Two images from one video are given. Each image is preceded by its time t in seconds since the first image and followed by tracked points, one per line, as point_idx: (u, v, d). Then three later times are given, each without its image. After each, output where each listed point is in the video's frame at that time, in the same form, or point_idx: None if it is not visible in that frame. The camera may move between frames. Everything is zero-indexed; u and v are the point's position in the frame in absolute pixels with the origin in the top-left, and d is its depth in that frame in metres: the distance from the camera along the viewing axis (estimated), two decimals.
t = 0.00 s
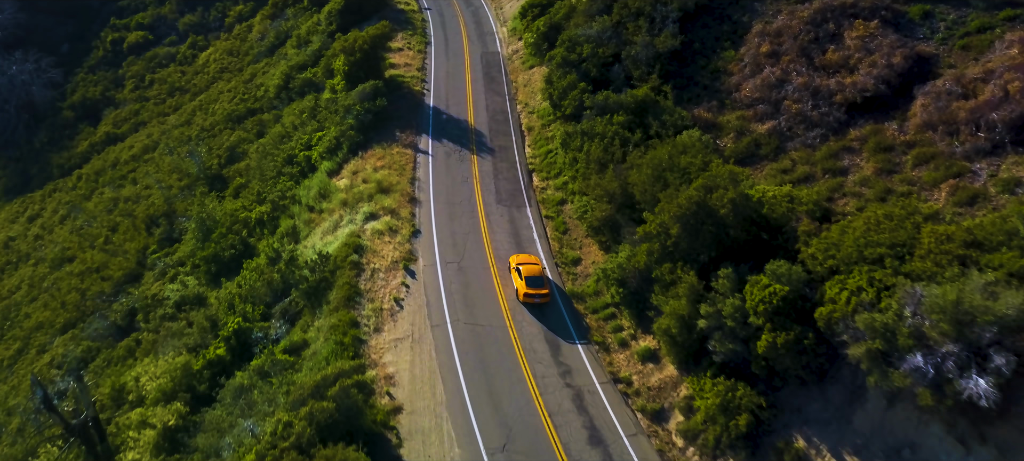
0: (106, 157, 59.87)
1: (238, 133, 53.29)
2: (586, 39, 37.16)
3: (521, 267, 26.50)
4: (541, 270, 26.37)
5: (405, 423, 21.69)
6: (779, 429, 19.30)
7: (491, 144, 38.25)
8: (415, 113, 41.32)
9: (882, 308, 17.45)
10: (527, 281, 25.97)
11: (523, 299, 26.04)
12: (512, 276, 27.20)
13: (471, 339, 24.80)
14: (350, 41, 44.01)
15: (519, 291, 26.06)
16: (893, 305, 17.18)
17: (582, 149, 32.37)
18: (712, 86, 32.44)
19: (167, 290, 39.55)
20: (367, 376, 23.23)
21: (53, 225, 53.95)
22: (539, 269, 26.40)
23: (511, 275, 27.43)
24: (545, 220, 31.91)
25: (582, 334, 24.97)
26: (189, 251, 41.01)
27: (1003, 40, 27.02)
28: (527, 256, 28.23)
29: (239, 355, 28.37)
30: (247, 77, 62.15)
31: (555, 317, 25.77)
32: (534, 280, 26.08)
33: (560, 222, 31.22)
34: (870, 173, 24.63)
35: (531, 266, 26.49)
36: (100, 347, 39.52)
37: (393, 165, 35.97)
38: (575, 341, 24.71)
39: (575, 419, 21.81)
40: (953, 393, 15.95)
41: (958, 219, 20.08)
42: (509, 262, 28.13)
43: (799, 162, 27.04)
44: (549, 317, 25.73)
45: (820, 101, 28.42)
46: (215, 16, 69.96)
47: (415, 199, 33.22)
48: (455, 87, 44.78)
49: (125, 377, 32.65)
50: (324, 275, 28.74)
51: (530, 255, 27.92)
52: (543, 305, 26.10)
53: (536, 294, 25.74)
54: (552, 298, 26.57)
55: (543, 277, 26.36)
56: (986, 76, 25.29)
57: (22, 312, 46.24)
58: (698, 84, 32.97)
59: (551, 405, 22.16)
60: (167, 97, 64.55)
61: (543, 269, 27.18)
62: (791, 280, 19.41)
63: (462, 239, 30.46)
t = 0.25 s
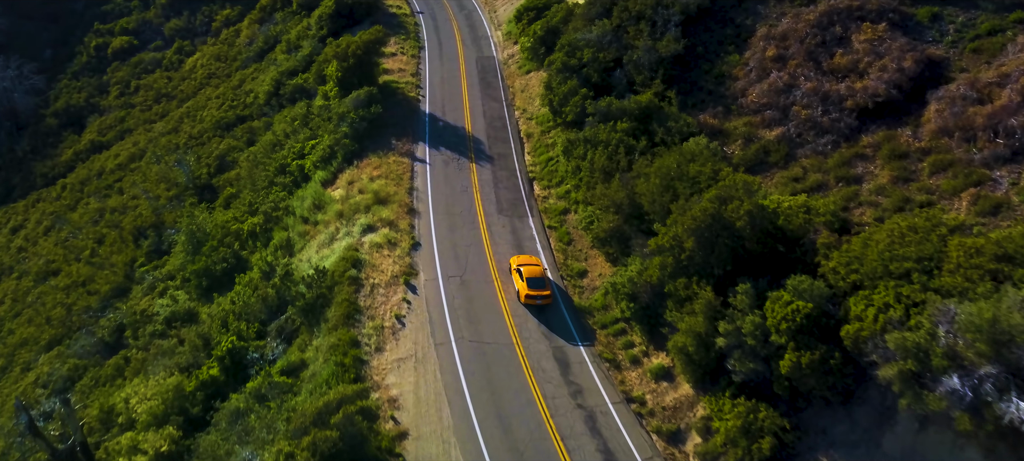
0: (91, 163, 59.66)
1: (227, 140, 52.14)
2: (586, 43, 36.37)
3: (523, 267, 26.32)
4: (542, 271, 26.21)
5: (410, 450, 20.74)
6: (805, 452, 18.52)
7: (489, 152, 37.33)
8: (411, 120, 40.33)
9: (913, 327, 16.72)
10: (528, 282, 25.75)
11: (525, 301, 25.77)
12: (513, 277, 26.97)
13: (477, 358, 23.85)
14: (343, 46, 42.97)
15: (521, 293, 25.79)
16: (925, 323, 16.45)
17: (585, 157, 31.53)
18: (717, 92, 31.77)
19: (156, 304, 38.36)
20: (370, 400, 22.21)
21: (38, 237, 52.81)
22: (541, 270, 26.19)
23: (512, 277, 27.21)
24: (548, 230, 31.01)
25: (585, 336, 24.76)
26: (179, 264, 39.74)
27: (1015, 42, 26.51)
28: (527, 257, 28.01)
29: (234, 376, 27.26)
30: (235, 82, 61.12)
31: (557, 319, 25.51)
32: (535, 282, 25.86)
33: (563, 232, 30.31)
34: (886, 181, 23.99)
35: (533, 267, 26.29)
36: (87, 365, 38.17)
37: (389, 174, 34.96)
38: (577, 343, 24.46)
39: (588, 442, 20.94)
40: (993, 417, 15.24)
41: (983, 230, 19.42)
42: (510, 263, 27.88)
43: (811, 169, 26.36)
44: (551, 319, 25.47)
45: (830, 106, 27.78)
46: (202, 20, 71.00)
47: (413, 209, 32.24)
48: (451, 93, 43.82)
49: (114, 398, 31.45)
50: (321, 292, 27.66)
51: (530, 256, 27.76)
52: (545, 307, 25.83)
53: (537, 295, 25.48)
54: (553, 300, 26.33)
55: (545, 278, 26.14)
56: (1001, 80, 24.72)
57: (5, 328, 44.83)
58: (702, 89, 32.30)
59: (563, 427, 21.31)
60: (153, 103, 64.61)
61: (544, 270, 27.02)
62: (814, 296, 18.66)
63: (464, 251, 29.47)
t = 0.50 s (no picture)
0: (76, 171, 58.85)
1: (216, 149, 50.85)
2: (586, 48, 35.56)
3: (524, 268, 26.12)
4: (543, 272, 26.02)
5: None
6: None
7: (489, 160, 36.39)
8: (407, 127, 39.32)
9: (948, 347, 15.95)
10: (530, 284, 25.51)
11: (526, 302, 25.52)
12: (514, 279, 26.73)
13: (484, 378, 22.88)
14: (336, 52, 41.92)
15: (522, 294, 25.55)
16: (961, 344, 15.68)
17: (589, 166, 30.66)
18: (723, 97, 31.07)
19: (146, 320, 37.11)
20: (374, 425, 21.27)
21: (23, 250, 51.62)
22: (542, 271, 25.96)
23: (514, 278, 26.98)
24: (552, 242, 30.07)
25: (588, 338, 24.57)
26: (169, 278, 38.45)
27: None
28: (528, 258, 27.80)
29: (229, 399, 26.14)
30: (224, 89, 59.88)
31: (559, 321, 25.26)
32: (537, 283, 25.62)
33: (568, 244, 29.40)
34: (904, 190, 23.32)
35: (534, 268, 26.07)
36: (74, 384, 36.80)
37: (386, 184, 33.93)
38: (580, 346, 24.23)
39: None
40: None
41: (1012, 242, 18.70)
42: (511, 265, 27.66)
43: (825, 177, 25.66)
44: (553, 321, 25.21)
45: (841, 112, 27.10)
46: (188, 25, 70.57)
47: (413, 220, 31.25)
48: (448, 99, 42.81)
49: (103, 420, 30.23)
50: (319, 309, 26.58)
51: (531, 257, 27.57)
52: (547, 308, 25.57)
53: (539, 297, 25.23)
54: (555, 301, 26.08)
55: (547, 279, 25.91)
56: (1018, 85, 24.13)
57: None
58: (707, 95, 31.61)
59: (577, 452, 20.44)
60: (138, 110, 63.83)
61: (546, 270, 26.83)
62: (840, 313, 17.89)
63: (466, 264, 28.49)
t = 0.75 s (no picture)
0: (60, 180, 57.44)
1: (205, 158, 49.55)
2: (587, 52, 34.76)
3: (526, 270, 25.88)
4: (545, 273, 25.80)
5: None
6: None
7: (489, 169, 35.47)
8: (404, 135, 38.30)
9: (988, 369, 15.20)
10: (532, 285, 25.23)
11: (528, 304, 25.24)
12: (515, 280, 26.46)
13: (493, 400, 21.93)
14: (329, 58, 40.83)
15: (524, 296, 25.26)
16: (1003, 367, 14.96)
17: (594, 175, 29.80)
18: (730, 103, 30.37)
19: (135, 337, 35.81)
20: (380, 454, 20.26)
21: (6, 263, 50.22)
22: (544, 273, 25.70)
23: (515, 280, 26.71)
24: (557, 253, 29.11)
25: (591, 340, 24.34)
26: (159, 294, 37.12)
27: None
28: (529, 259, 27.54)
29: (225, 423, 25.00)
30: (212, 95, 58.56)
31: (561, 323, 25.01)
32: (539, 284, 25.35)
33: (574, 255, 28.49)
34: (924, 200, 22.67)
35: (536, 270, 25.81)
36: (61, 405, 35.39)
37: (384, 194, 32.91)
38: (583, 348, 23.99)
39: None
40: None
41: None
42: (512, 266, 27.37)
43: (839, 186, 24.96)
44: (555, 323, 24.96)
45: (854, 118, 26.44)
46: (174, 29, 69.40)
47: (413, 232, 30.27)
48: (444, 106, 41.81)
49: (93, 445, 28.97)
50: (319, 328, 25.49)
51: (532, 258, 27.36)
52: (549, 310, 25.29)
53: (541, 298, 24.94)
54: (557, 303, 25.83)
55: (548, 281, 25.64)
56: None
57: None
58: (714, 100, 30.91)
59: None
60: (124, 117, 62.40)
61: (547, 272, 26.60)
62: (870, 333, 17.15)
63: (469, 278, 27.47)
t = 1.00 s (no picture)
0: (43, 189, 55.94)
1: (194, 167, 48.26)
2: (590, 57, 33.93)
3: (528, 272, 25.68)
4: (547, 275, 25.58)
5: None
6: None
7: (490, 178, 34.52)
8: (401, 143, 37.27)
9: None
10: (534, 287, 24.98)
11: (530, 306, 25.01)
12: (517, 282, 26.24)
13: (505, 425, 20.96)
14: (323, 64, 39.77)
15: (527, 298, 25.01)
16: None
17: (601, 184, 28.90)
18: (739, 109, 29.66)
19: (125, 355, 34.51)
20: None
21: None
22: (546, 274, 25.46)
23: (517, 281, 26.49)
24: (564, 265, 28.14)
25: (594, 341, 24.15)
26: (149, 310, 35.84)
27: None
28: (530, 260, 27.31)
29: (221, 451, 23.85)
30: (201, 102, 57.25)
31: (564, 325, 24.82)
32: (541, 286, 25.09)
33: (581, 267, 27.56)
34: (947, 210, 22.00)
35: (538, 271, 25.57)
36: (47, 427, 34.01)
37: (383, 205, 31.86)
38: (586, 349, 23.79)
39: None
40: None
41: None
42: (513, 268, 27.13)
43: (857, 195, 24.23)
44: (558, 324, 24.76)
45: (869, 124, 25.76)
46: (160, 35, 68.32)
47: (414, 246, 29.27)
48: (441, 113, 40.77)
49: None
50: (319, 349, 24.39)
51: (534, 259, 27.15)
52: (552, 311, 25.08)
53: (544, 300, 24.69)
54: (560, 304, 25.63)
55: (551, 282, 25.40)
56: None
57: None
58: (721, 106, 30.18)
59: None
60: (110, 125, 60.90)
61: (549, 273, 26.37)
62: (904, 355, 16.36)
63: (474, 294, 26.46)
